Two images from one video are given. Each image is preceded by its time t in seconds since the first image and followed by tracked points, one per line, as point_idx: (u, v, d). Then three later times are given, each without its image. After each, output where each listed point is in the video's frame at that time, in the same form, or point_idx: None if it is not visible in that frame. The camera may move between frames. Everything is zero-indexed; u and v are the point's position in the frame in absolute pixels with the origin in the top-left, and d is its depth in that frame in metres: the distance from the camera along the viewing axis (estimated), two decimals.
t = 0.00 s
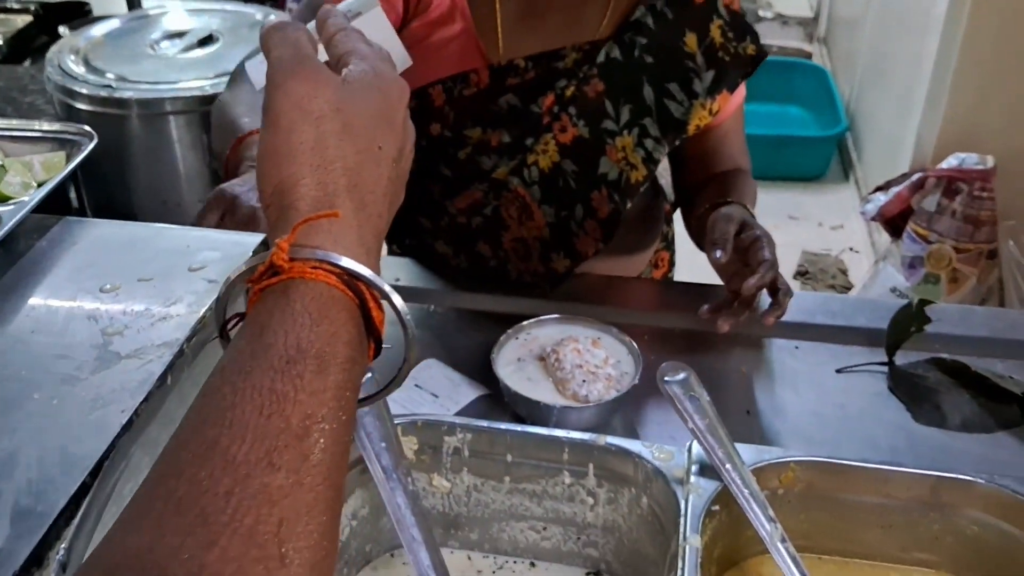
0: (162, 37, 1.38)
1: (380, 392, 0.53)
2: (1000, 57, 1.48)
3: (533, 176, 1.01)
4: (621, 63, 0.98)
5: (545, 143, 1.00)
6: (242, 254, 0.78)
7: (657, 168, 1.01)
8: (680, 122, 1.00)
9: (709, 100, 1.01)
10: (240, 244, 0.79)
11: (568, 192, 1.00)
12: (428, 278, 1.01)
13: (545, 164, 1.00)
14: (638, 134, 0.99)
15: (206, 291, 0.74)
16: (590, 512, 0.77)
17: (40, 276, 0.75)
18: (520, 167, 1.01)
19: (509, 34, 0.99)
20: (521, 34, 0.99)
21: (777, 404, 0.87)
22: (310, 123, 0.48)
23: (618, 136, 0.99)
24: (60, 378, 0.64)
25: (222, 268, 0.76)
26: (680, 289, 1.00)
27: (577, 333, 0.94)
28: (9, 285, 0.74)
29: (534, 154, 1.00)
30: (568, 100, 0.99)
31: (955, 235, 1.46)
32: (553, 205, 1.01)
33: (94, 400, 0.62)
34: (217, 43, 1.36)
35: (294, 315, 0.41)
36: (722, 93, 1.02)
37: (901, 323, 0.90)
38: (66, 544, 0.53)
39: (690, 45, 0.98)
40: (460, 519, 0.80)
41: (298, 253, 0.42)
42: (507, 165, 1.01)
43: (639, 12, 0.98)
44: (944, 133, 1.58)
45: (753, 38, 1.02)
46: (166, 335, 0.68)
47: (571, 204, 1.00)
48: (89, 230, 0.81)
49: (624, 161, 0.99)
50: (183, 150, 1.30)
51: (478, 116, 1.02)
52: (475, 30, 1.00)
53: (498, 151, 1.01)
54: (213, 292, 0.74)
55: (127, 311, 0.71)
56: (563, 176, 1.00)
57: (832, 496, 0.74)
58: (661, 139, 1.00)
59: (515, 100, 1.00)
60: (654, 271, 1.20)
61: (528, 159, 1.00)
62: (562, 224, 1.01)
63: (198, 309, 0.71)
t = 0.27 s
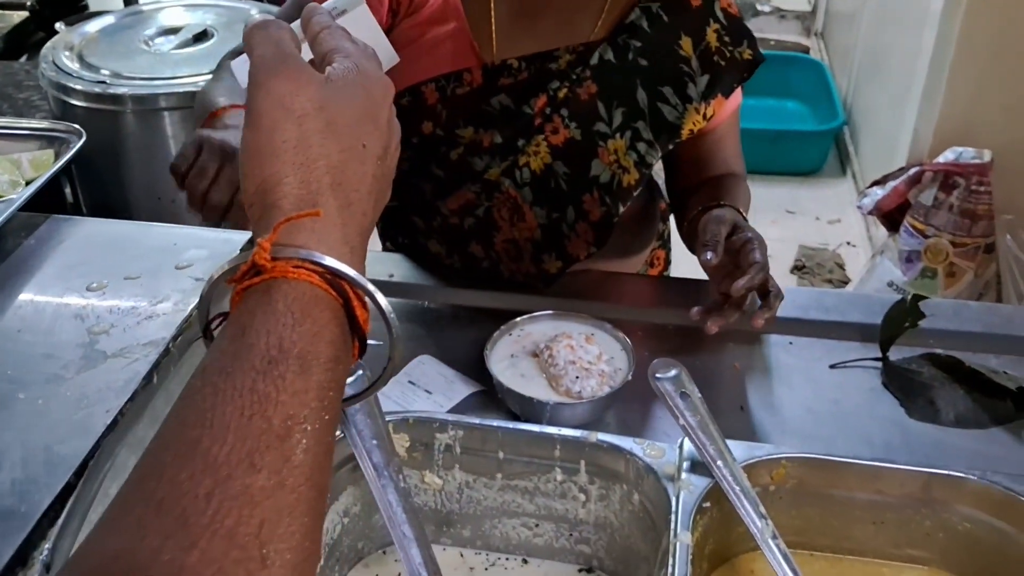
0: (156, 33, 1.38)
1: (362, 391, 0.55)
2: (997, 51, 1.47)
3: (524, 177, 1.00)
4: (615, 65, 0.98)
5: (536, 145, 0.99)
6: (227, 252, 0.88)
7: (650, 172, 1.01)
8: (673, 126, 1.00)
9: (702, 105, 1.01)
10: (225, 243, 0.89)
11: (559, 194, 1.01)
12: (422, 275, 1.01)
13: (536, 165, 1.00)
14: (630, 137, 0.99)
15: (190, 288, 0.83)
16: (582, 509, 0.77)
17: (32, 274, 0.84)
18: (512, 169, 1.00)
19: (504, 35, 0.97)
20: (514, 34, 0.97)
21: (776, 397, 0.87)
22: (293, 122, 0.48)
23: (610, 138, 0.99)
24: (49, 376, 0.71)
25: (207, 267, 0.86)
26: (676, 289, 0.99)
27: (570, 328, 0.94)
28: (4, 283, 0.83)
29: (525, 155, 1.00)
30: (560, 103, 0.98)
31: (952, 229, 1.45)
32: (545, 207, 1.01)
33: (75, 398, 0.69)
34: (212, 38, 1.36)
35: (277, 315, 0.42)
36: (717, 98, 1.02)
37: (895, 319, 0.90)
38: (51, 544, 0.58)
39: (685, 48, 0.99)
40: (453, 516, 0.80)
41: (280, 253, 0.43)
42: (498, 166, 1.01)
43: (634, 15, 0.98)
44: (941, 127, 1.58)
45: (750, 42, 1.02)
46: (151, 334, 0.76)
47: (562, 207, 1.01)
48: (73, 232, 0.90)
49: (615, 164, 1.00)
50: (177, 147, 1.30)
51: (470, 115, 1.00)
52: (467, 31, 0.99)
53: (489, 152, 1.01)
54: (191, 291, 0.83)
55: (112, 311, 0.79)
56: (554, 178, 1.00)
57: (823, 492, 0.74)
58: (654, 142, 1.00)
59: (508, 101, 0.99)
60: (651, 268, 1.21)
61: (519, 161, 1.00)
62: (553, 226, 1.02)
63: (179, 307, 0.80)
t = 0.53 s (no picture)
0: (153, 31, 1.37)
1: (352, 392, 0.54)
2: (995, 47, 1.47)
3: (519, 173, 1.01)
4: (609, 60, 0.98)
5: (531, 140, 1.00)
6: (221, 251, 0.88)
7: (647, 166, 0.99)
8: (668, 120, 0.98)
9: (698, 100, 0.99)
10: (219, 243, 0.89)
11: (553, 188, 1.01)
12: (419, 272, 1.01)
13: (531, 160, 1.00)
14: (625, 132, 0.98)
15: (183, 288, 0.83)
16: (578, 507, 0.77)
17: (24, 274, 0.84)
18: (506, 165, 1.01)
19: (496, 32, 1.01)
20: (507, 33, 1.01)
21: (778, 393, 0.87)
22: (281, 123, 0.49)
23: (604, 133, 0.98)
24: (40, 377, 0.71)
25: (201, 266, 0.86)
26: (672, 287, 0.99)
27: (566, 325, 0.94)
28: None
29: (520, 150, 1.00)
30: (555, 98, 0.99)
31: (950, 225, 1.45)
32: (540, 203, 1.02)
33: (66, 399, 0.69)
34: (209, 36, 1.35)
35: (265, 317, 0.43)
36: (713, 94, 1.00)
37: (893, 315, 0.89)
38: (42, 547, 0.59)
39: (681, 43, 0.98)
40: (449, 515, 0.80)
41: (269, 255, 0.44)
42: (493, 161, 1.02)
43: (629, 11, 0.98)
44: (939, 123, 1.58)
45: (745, 38, 1.00)
46: (144, 334, 0.76)
47: (557, 201, 1.01)
48: (68, 231, 0.90)
49: (610, 158, 0.99)
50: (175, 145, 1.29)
51: (465, 111, 1.03)
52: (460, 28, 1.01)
53: (484, 147, 1.02)
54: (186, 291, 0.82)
55: (105, 311, 0.79)
56: (549, 173, 1.00)
57: (817, 490, 0.74)
58: (649, 137, 0.98)
59: (503, 96, 1.01)
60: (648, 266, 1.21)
61: (514, 156, 1.01)
62: (549, 221, 1.02)
63: (173, 308, 0.80)
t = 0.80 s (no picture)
0: (152, 29, 1.37)
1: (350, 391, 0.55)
2: (994, 44, 1.47)
3: (513, 155, 1.02)
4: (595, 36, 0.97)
5: (522, 121, 1.01)
6: (219, 250, 0.88)
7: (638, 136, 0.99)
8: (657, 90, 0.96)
9: (684, 63, 0.96)
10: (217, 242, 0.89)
11: (548, 166, 1.02)
12: (417, 269, 1.01)
13: (524, 142, 1.01)
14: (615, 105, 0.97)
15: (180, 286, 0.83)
16: (577, 505, 0.77)
17: (22, 274, 0.84)
18: (500, 148, 1.02)
19: (483, 15, 0.98)
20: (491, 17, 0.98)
21: (778, 389, 0.87)
22: (273, 122, 0.49)
23: (594, 107, 0.98)
24: (38, 376, 0.71)
25: (198, 264, 0.86)
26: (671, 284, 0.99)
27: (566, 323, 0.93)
28: None
29: (512, 132, 1.01)
30: (541, 76, 0.99)
31: (950, 222, 1.45)
32: (537, 182, 1.02)
33: (64, 398, 0.69)
34: (208, 33, 1.35)
35: (258, 317, 0.43)
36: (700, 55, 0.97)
37: (891, 312, 0.89)
38: (40, 546, 0.59)
39: (665, 5, 0.94)
40: (449, 513, 0.80)
41: (261, 254, 0.44)
42: (485, 145, 1.02)
43: None
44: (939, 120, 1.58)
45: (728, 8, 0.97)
46: (143, 332, 0.76)
47: (553, 179, 1.02)
48: (65, 230, 0.90)
49: (602, 132, 0.99)
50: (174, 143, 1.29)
51: (452, 99, 1.01)
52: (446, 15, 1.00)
53: (475, 134, 1.02)
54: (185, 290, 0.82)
55: (103, 310, 0.79)
56: (543, 153, 1.01)
57: (817, 487, 0.74)
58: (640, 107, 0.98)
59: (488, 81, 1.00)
60: (650, 255, 1.15)
61: (507, 138, 1.02)
62: (547, 199, 1.03)
63: (171, 306, 0.80)
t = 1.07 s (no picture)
0: (151, 27, 1.37)
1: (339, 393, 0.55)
2: (994, 41, 1.47)
3: (484, 149, 1.02)
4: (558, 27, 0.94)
5: (489, 114, 1.00)
6: (219, 248, 0.89)
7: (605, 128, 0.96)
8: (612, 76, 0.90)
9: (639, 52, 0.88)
10: (218, 240, 0.89)
11: (520, 159, 1.01)
12: (417, 266, 1.01)
13: (493, 134, 1.00)
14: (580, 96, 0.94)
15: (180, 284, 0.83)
16: (577, 502, 0.77)
17: (22, 272, 0.84)
18: (470, 143, 1.02)
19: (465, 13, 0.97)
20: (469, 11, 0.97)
21: (780, 387, 0.87)
22: (271, 121, 0.49)
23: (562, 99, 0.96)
24: (37, 374, 0.71)
25: (198, 262, 0.86)
26: (670, 282, 0.99)
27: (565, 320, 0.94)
28: None
29: (481, 125, 1.01)
30: (507, 68, 0.97)
31: (949, 219, 1.45)
32: (510, 176, 1.02)
33: (64, 396, 0.69)
34: (207, 32, 1.35)
35: (255, 316, 0.43)
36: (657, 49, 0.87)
37: (891, 309, 0.89)
38: (40, 544, 0.59)
39: None
40: (449, 510, 0.81)
41: (258, 253, 0.44)
42: (457, 142, 1.02)
43: None
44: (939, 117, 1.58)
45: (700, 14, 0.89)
46: (143, 331, 0.76)
47: (525, 172, 1.01)
48: (66, 228, 0.90)
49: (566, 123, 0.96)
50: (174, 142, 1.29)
51: (429, 99, 1.01)
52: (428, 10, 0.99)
53: (450, 131, 1.02)
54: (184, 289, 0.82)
55: (103, 309, 0.79)
56: (512, 145, 1.00)
57: (817, 484, 0.74)
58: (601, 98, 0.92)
59: (461, 78, 0.99)
60: (648, 255, 1.16)
61: (476, 132, 1.01)
62: (521, 193, 1.02)
63: (171, 305, 0.80)
